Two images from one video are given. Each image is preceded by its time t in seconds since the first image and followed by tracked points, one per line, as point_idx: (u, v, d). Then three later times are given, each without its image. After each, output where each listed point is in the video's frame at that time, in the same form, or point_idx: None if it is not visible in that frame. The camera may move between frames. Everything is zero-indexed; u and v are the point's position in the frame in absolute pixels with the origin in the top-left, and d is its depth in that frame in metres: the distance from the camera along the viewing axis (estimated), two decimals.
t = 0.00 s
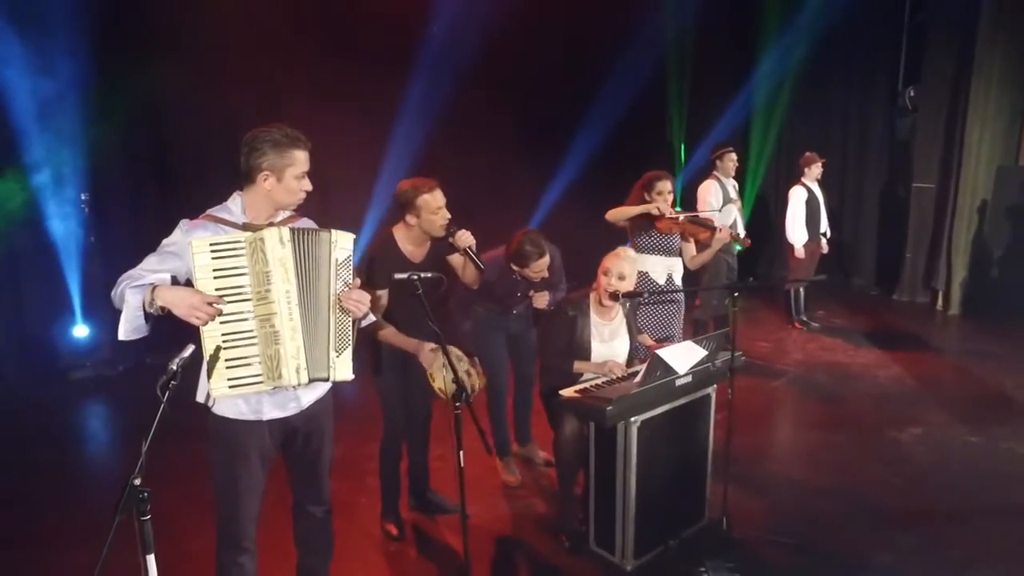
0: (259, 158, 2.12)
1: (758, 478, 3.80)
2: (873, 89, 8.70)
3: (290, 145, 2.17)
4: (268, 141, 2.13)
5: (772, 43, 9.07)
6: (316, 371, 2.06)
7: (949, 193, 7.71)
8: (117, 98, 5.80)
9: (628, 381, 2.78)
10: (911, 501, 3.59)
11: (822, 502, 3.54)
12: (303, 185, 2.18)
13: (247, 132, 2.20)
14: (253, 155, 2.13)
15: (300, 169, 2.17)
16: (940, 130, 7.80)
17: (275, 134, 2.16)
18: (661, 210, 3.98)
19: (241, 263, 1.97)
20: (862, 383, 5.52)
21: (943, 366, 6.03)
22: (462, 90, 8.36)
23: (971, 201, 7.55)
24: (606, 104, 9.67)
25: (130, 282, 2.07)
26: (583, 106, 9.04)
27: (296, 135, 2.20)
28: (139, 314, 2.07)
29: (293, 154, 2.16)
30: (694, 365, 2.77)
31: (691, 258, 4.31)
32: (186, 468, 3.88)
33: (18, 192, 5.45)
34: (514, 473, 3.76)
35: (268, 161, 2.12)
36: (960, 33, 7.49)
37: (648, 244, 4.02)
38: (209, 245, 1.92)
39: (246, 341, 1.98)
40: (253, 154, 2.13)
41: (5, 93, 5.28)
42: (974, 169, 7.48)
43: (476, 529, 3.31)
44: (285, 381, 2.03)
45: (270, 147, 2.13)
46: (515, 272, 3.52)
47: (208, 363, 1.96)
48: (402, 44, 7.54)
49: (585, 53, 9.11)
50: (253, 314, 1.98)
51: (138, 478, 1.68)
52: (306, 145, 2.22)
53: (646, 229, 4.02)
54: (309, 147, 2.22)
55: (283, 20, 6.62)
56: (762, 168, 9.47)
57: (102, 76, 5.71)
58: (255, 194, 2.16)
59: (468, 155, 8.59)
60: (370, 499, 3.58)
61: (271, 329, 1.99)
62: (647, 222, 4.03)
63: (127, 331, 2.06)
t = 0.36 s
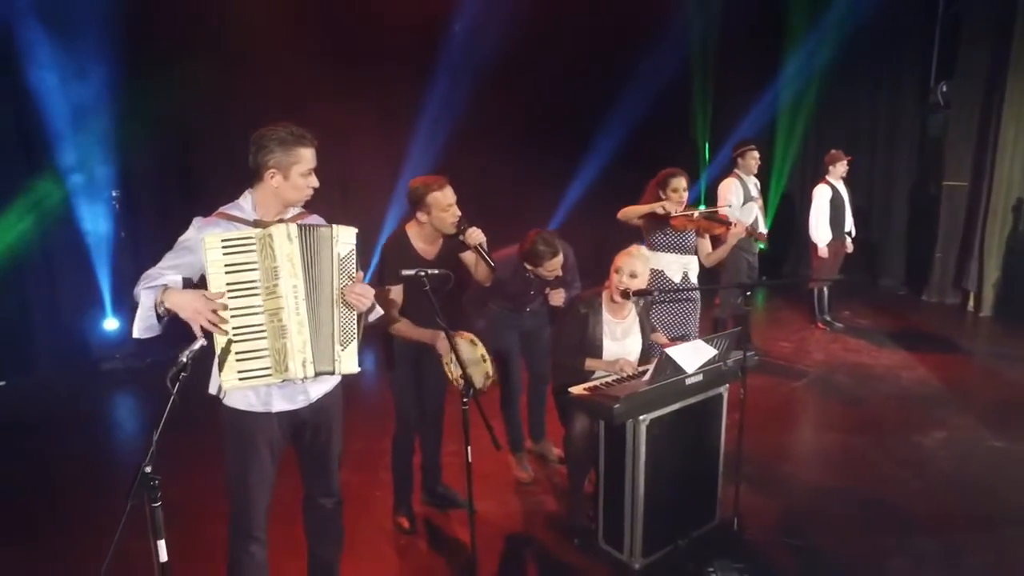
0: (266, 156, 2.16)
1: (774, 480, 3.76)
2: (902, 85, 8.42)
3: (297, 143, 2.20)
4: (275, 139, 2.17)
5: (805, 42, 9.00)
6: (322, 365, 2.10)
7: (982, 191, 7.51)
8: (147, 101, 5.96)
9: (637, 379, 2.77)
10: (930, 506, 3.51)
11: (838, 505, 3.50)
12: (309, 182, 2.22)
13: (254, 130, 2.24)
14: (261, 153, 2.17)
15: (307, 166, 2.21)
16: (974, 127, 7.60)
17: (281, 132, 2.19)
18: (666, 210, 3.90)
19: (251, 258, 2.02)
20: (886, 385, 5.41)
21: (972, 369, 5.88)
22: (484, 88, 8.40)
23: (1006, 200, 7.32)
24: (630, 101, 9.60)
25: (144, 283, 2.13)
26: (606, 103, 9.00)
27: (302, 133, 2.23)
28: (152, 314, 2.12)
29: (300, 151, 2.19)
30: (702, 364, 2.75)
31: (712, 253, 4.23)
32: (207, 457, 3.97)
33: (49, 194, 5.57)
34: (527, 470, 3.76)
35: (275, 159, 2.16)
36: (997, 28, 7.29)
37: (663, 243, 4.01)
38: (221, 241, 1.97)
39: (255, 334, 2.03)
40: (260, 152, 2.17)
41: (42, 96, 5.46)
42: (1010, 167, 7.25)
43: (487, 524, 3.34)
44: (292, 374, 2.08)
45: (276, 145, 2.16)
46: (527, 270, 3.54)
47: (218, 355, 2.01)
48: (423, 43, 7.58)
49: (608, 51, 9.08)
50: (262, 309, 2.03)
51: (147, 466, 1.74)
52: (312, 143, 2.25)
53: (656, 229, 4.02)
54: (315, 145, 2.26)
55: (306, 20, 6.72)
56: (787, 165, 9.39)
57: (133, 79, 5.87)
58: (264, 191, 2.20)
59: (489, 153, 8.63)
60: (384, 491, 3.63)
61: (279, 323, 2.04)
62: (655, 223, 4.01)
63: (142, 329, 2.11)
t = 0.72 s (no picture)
0: (266, 160, 2.22)
1: (787, 483, 3.74)
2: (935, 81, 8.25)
3: (295, 146, 2.25)
4: (273, 143, 2.23)
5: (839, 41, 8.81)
6: (325, 358, 2.15)
7: (1015, 191, 7.32)
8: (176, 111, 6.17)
9: (644, 379, 2.78)
10: (947, 513, 3.45)
11: (852, 510, 3.46)
12: (309, 184, 2.28)
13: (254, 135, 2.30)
14: (260, 156, 2.23)
15: (305, 168, 2.26)
16: (1008, 126, 7.40)
17: (279, 136, 2.25)
18: (671, 211, 3.89)
19: (256, 256, 2.07)
20: (908, 388, 5.32)
21: (999, 373, 5.75)
22: (506, 88, 8.43)
23: None
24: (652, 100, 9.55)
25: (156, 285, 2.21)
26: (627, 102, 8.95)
27: (300, 136, 2.29)
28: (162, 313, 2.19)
29: (298, 155, 2.24)
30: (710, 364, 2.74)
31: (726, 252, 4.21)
32: (226, 450, 4.07)
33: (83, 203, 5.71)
34: (538, 468, 3.78)
35: (274, 163, 2.22)
36: None
37: (676, 243, 3.96)
38: (227, 240, 2.03)
39: (261, 329, 2.08)
40: (260, 156, 2.23)
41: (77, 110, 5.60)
42: None
43: (497, 520, 3.37)
44: (297, 368, 2.13)
45: (275, 148, 2.22)
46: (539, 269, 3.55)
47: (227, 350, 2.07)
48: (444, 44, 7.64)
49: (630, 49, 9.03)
50: (267, 305, 2.08)
51: (160, 456, 1.81)
52: (310, 146, 2.30)
53: (666, 230, 3.97)
54: (313, 147, 2.31)
55: (328, 23, 6.82)
56: (813, 165, 9.21)
57: (165, 90, 6.07)
58: (266, 194, 2.26)
59: (509, 152, 8.66)
60: (396, 486, 3.68)
61: (282, 318, 2.09)
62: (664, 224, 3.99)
63: (159, 326, 2.19)
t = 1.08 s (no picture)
0: (269, 151, 2.27)
1: (798, 483, 3.71)
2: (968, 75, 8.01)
3: (297, 137, 2.30)
4: (276, 133, 2.28)
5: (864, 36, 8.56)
6: (324, 349, 2.21)
7: None
8: (202, 116, 6.43)
9: (650, 373, 2.78)
10: (964, 515, 3.40)
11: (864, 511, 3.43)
12: (311, 174, 2.32)
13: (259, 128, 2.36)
14: (264, 148, 2.29)
15: (308, 158, 2.30)
16: None
17: (283, 127, 2.30)
18: (677, 206, 3.89)
19: (259, 249, 2.12)
20: (931, 388, 5.22)
21: None
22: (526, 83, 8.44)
23: None
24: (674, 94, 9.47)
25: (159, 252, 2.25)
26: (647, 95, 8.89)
27: (301, 127, 2.33)
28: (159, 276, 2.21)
29: (300, 145, 2.29)
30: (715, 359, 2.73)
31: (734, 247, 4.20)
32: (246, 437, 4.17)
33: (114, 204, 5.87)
34: (550, 460, 3.80)
35: (277, 153, 2.27)
36: None
37: (684, 236, 3.95)
38: (233, 233, 2.10)
39: (265, 319, 2.14)
40: (264, 147, 2.29)
41: (108, 113, 5.76)
42: None
43: (506, 511, 3.40)
44: (298, 357, 2.18)
45: (278, 139, 2.27)
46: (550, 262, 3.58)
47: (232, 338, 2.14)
48: (464, 38, 7.68)
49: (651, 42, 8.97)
50: (270, 296, 2.14)
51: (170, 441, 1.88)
52: (313, 137, 2.35)
53: (674, 223, 3.96)
54: (315, 138, 2.36)
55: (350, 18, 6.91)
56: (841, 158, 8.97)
57: (192, 95, 6.36)
58: (272, 185, 2.32)
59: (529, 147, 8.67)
60: (409, 476, 3.74)
61: (284, 309, 2.15)
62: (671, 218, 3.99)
63: (152, 289, 2.19)
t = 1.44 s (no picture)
0: (279, 148, 2.33)
1: (808, 484, 3.70)
2: (999, 73, 7.86)
3: (306, 134, 2.35)
4: (286, 131, 2.34)
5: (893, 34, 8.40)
6: (329, 344, 2.26)
7: None
8: (230, 116, 6.52)
9: (654, 370, 2.79)
10: (977, 519, 3.35)
11: (872, 514, 3.40)
12: (320, 171, 2.38)
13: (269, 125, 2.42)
14: (273, 144, 2.34)
15: (317, 155, 2.36)
16: None
17: (292, 125, 2.35)
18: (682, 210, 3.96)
19: (268, 245, 2.19)
20: (950, 389, 5.13)
21: None
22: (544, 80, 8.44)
23: None
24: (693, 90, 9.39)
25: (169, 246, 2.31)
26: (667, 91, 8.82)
27: (312, 124, 2.39)
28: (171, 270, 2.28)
29: (310, 142, 2.35)
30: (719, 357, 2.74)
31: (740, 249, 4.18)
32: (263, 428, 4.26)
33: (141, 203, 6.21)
34: (559, 456, 3.82)
35: (286, 150, 2.32)
36: None
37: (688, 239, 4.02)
38: (243, 229, 2.16)
39: (272, 314, 2.21)
40: (273, 144, 2.35)
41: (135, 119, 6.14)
42: None
43: (513, 505, 3.44)
44: (304, 352, 2.25)
45: (288, 136, 2.33)
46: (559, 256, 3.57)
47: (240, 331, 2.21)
48: (482, 35, 7.72)
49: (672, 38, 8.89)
50: (278, 291, 2.20)
51: (180, 429, 1.95)
52: (322, 134, 2.41)
53: (679, 225, 4.03)
54: (325, 135, 2.41)
55: (369, 16, 6.99)
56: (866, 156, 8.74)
57: (219, 96, 6.42)
58: (281, 180, 2.38)
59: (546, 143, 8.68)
60: (419, 469, 3.79)
61: (291, 305, 2.21)
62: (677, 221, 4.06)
63: (161, 285, 2.27)
